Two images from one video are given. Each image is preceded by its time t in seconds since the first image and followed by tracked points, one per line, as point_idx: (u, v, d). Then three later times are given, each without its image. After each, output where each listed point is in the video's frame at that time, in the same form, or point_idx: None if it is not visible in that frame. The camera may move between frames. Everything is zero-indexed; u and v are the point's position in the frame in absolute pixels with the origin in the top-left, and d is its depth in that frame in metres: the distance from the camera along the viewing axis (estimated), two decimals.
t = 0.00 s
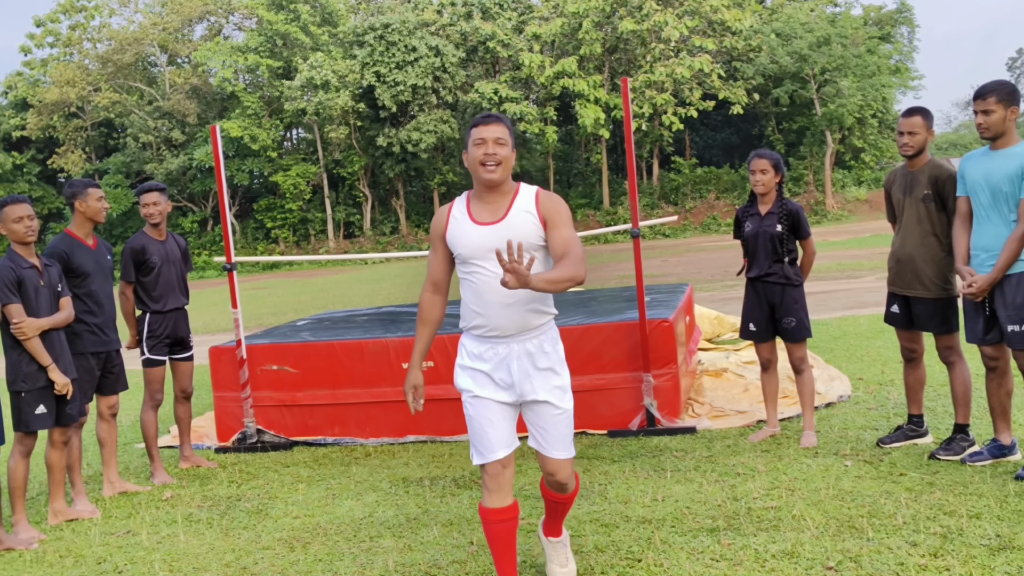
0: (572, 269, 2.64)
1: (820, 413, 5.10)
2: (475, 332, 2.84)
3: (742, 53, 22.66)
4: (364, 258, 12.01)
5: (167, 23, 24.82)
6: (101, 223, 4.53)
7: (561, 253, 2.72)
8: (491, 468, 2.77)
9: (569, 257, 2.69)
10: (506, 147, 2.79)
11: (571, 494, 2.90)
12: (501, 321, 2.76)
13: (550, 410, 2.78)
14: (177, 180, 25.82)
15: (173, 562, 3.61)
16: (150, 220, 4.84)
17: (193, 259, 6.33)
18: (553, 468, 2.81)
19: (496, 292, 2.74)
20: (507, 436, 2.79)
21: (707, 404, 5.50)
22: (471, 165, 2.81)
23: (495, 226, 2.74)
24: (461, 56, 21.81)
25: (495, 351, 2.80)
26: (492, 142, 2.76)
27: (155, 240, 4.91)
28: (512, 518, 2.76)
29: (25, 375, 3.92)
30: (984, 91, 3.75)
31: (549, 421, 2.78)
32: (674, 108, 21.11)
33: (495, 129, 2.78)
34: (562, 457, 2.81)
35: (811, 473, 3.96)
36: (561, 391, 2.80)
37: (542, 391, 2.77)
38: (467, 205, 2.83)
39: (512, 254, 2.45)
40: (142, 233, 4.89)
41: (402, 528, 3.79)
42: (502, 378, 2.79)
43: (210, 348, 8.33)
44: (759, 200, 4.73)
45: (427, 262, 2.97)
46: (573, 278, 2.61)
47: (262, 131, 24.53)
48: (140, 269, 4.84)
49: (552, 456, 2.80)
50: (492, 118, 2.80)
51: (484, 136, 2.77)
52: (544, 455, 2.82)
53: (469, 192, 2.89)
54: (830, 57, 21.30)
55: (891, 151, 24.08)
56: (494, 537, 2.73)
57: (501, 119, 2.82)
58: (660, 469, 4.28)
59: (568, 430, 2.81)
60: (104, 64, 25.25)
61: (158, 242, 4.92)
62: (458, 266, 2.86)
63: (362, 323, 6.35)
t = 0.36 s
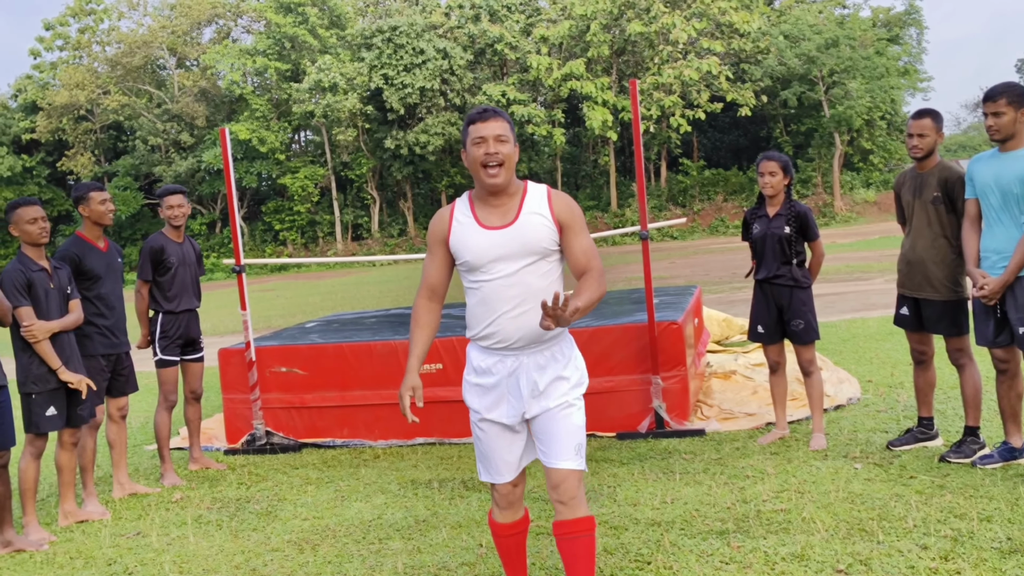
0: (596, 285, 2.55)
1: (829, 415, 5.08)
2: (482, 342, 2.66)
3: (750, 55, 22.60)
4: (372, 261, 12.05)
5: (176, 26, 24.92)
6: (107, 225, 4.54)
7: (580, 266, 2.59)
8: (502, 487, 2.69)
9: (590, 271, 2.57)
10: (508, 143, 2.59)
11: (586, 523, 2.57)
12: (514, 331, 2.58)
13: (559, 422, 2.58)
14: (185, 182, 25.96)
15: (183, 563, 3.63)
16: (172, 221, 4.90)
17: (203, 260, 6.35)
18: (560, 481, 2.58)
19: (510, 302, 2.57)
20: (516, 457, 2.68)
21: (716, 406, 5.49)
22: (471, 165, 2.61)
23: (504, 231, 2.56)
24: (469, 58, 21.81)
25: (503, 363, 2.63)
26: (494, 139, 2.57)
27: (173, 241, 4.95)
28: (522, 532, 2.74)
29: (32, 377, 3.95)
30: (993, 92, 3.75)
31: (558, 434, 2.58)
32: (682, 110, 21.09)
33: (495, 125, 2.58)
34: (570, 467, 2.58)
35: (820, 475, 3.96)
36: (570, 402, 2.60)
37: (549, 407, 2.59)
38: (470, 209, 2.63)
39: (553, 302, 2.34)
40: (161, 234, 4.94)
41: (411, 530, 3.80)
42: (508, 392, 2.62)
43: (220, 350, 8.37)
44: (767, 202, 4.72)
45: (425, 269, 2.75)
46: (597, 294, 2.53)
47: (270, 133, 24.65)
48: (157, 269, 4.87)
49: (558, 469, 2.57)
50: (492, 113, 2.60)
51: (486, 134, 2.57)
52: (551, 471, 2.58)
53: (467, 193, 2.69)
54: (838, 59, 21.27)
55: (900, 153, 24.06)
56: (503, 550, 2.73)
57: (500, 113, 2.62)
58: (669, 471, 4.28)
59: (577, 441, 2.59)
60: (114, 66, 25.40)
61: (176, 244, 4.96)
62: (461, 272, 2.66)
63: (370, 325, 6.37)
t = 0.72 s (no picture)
0: (641, 303, 2.37)
1: (837, 420, 5.07)
2: (508, 353, 2.46)
3: (758, 60, 22.42)
4: (379, 265, 12.08)
5: (184, 30, 25.02)
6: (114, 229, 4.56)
7: (624, 283, 2.41)
8: (511, 514, 2.39)
9: (635, 289, 2.39)
10: (560, 139, 2.40)
11: (606, 558, 2.42)
12: (548, 344, 2.39)
13: (589, 445, 2.41)
14: (193, 186, 26.06)
15: (190, 566, 3.64)
16: (186, 225, 4.95)
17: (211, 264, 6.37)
18: (583, 509, 2.40)
19: (546, 313, 2.38)
20: (530, 478, 2.42)
21: (723, 411, 5.49)
22: (516, 159, 2.41)
23: (547, 236, 2.36)
24: (476, 62, 21.83)
25: (530, 378, 2.44)
26: (545, 135, 2.37)
27: (185, 246, 5.01)
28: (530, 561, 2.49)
29: (38, 380, 3.98)
30: (1002, 97, 3.75)
31: (588, 459, 2.41)
32: (689, 114, 21.07)
33: (548, 121, 2.38)
34: (596, 498, 2.40)
35: (828, 480, 3.95)
36: (602, 424, 2.43)
37: (581, 428, 2.42)
38: (510, 207, 2.42)
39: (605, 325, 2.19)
40: (175, 237, 5.00)
41: (417, 534, 3.81)
42: (536, 407, 2.43)
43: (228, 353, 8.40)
44: (774, 206, 4.71)
45: (450, 269, 2.52)
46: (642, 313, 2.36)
47: (278, 137, 24.73)
48: (165, 271, 4.92)
49: (584, 500, 2.40)
50: (546, 106, 2.40)
51: (538, 128, 2.37)
52: (577, 500, 2.41)
53: (504, 189, 2.48)
54: (847, 63, 21.32)
55: (908, 157, 24.01)
56: None
57: (553, 106, 2.42)
58: (676, 475, 4.27)
59: (606, 468, 2.42)
60: (122, 70, 25.55)
61: (188, 249, 5.01)
62: (491, 275, 2.45)
63: (377, 329, 6.39)
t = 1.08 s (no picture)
0: (644, 312, 2.21)
1: (831, 422, 5.08)
2: (500, 366, 2.28)
3: (753, 62, 22.34)
4: (374, 266, 12.07)
5: (179, 30, 24.97)
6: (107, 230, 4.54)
7: (626, 291, 2.25)
8: (512, 548, 2.21)
9: (637, 298, 2.24)
10: (554, 135, 2.22)
11: None
12: (544, 357, 2.22)
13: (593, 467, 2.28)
14: (188, 186, 25.99)
15: (183, 567, 3.63)
16: (164, 226, 4.90)
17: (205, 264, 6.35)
18: (579, 531, 2.31)
19: (542, 322, 2.21)
20: (533, 505, 2.24)
21: (718, 413, 5.49)
22: (507, 157, 2.23)
23: (542, 240, 2.18)
24: (472, 64, 21.82)
25: (528, 397, 2.25)
26: (538, 130, 2.19)
27: (165, 246, 4.96)
28: None
29: (29, 380, 3.97)
30: (996, 101, 3.75)
31: (592, 483, 2.28)
32: (685, 116, 21.09)
33: (541, 115, 2.20)
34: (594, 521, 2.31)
35: (822, 483, 3.95)
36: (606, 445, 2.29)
37: (585, 451, 2.26)
38: (501, 208, 2.24)
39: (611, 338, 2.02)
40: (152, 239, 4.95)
41: (411, 536, 3.80)
42: (536, 430, 2.24)
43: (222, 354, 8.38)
44: (770, 208, 4.72)
45: (436, 275, 2.35)
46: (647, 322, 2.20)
47: (273, 138, 24.70)
48: (150, 275, 4.89)
49: (583, 524, 2.30)
50: (539, 99, 2.22)
51: (530, 123, 2.19)
52: (577, 525, 2.31)
53: (495, 188, 2.30)
54: (842, 66, 21.42)
55: (903, 160, 24.07)
56: None
57: (547, 99, 2.24)
58: (671, 478, 4.27)
59: (606, 490, 2.31)
60: (118, 71, 25.52)
61: (168, 249, 4.97)
62: (480, 280, 2.27)
63: (372, 330, 6.37)
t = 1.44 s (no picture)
0: (625, 311, 2.03)
1: (831, 425, 5.08)
2: (475, 381, 2.08)
3: (754, 65, 22.26)
4: (374, 268, 12.08)
5: (181, 30, 24.98)
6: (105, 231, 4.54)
7: (604, 291, 2.08)
8: None
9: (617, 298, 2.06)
10: (519, 126, 2.02)
11: None
12: (524, 365, 2.01)
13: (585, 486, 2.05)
14: (188, 186, 25.98)
15: (182, 567, 3.63)
16: (154, 228, 4.89)
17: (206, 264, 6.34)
18: (585, 559, 2.03)
19: (520, 328, 2.00)
20: (521, 534, 2.09)
21: (717, 416, 5.50)
22: (469, 154, 2.03)
23: (515, 239, 1.97)
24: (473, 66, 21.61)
25: (507, 410, 2.06)
26: (501, 122, 1.99)
27: (157, 248, 4.95)
28: None
29: (29, 380, 3.97)
30: (999, 104, 3.75)
31: (588, 504, 2.04)
32: (686, 119, 21.09)
33: (503, 105, 2.00)
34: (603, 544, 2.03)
35: (821, 486, 3.95)
36: (599, 462, 2.07)
37: (574, 468, 2.05)
38: (467, 206, 2.02)
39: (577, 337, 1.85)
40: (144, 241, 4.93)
41: (410, 537, 3.80)
42: (517, 449, 2.05)
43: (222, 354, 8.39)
44: (771, 211, 4.73)
45: (397, 282, 2.11)
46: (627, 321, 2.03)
47: (274, 138, 24.73)
48: (144, 278, 4.89)
49: (587, 546, 2.03)
50: (499, 88, 2.01)
51: (492, 116, 1.99)
52: (580, 549, 2.03)
53: (458, 186, 2.09)
54: (843, 69, 21.41)
55: (904, 163, 24.10)
56: None
57: (508, 87, 2.04)
58: (670, 480, 4.27)
59: (610, 511, 2.05)
60: (119, 71, 25.55)
61: (161, 251, 4.96)
62: (448, 285, 2.05)
63: (372, 331, 6.37)
